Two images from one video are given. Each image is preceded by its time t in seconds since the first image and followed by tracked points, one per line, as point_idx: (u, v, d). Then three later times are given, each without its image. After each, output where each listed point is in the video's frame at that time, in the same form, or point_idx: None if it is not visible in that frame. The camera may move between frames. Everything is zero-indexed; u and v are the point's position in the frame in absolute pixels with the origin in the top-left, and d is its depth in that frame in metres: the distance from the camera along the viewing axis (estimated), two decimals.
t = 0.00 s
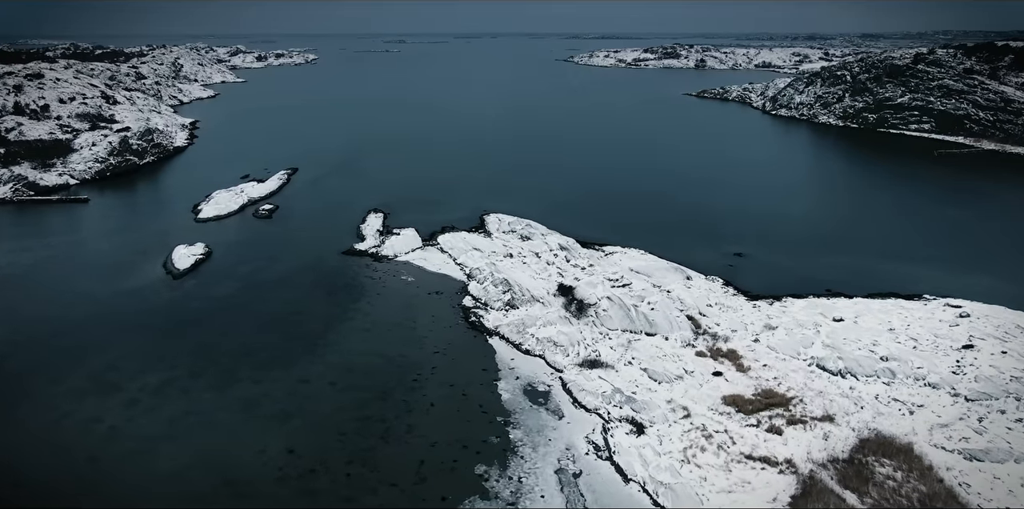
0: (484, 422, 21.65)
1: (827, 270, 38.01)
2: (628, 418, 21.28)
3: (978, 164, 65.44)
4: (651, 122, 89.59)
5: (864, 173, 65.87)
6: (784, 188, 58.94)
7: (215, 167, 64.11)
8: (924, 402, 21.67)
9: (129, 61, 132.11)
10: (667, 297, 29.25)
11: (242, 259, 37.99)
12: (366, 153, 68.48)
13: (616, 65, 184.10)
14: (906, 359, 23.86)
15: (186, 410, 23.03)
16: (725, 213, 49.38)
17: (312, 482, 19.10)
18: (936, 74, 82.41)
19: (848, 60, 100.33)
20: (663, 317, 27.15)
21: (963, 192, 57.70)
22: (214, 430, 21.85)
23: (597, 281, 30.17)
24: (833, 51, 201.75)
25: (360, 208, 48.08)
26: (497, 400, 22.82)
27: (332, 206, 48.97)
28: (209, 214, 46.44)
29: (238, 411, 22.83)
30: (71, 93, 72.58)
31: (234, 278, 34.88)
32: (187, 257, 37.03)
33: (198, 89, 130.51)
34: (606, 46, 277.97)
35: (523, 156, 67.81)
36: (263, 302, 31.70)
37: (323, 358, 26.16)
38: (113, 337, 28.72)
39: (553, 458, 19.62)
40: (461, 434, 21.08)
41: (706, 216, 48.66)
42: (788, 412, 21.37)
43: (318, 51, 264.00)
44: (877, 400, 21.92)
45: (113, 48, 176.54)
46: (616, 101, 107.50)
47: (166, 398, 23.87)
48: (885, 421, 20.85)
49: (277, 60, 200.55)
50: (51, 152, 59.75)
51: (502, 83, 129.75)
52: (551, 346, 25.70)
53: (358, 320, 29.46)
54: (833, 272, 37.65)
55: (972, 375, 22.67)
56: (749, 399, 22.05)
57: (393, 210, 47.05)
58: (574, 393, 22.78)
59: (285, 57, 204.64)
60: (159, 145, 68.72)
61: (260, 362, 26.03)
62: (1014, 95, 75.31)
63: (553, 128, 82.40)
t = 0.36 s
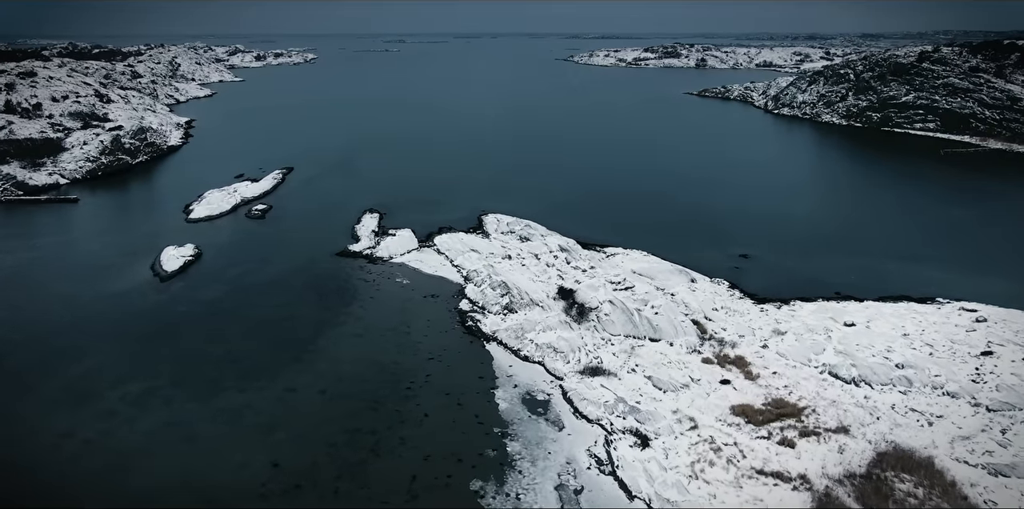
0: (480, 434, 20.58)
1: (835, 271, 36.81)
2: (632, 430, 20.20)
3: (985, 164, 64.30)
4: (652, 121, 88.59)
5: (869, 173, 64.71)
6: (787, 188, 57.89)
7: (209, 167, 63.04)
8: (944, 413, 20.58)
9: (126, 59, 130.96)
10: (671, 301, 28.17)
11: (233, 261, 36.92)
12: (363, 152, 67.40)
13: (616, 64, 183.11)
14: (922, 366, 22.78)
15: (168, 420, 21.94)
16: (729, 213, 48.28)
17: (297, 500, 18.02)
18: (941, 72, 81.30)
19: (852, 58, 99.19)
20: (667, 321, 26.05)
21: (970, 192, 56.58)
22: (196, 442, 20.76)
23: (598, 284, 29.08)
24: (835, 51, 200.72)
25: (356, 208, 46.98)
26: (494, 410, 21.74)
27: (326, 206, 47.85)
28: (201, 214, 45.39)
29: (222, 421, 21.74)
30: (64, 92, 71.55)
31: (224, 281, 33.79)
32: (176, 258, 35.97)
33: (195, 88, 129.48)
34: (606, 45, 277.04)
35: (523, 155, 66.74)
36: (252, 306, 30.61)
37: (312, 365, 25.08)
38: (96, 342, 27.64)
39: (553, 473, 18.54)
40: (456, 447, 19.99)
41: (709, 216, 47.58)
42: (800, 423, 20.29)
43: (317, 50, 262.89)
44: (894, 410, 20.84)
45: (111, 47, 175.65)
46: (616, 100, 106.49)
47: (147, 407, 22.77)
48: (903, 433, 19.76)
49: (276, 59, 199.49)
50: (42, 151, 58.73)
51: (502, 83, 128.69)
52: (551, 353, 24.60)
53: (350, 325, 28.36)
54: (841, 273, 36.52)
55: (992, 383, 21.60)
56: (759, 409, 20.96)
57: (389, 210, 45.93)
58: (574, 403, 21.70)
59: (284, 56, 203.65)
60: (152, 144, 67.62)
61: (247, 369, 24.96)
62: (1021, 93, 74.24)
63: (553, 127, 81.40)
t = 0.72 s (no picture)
0: (476, 446, 19.51)
1: (844, 273, 35.67)
2: (636, 443, 19.13)
3: (992, 163, 63.20)
4: (653, 121, 87.62)
5: (875, 173, 63.62)
6: (791, 188, 56.83)
7: (204, 166, 61.98)
8: (965, 425, 19.50)
9: (122, 58, 129.99)
10: (676, 305, 27.10)
11: (223, 263, 35.87)
12: (360, 151, 66.37)
13: (617, 63, 182.18)
14: (941, 375, 21.69)
15: (149, 431, 20.90)
16: (733, 213, 47.22)
17: None
18: (947, 70, 80.12)
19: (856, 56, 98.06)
20: (672, 327, 24.97)
21: (979, 192, 55.48)
22: (178, 455, 19.73)
23: (600, 287, 28.02)
24: (837, 50, 200.02)
25: (351, 208, 45.90)
26: (491, 421, 20.66)
27: (321, 206, 46.77)
28: (192, 214, 44.32)
29: (206, 432, 20.70)
30: (57, 90, 70.56)
31: (213, 284, 32.73)
32: (164, 260, 34.92)
33: (192, 87, 128.55)
34: (607, 44, 276.10)
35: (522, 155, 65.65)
36: (241, 310, 29.54)
37: (302, 372, 24.04)
38: (78, 348, 26.59)
39: (553, 489, 17.46)
40: (450, 461, 18.94)
41: (713, 216, 46.49)
42: (814, 435, 19.21)
43: (317, 50, 262.74)
44: (912, 422, 19.76)
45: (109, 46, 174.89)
46: (617, 100, 105.55)
47: (128, 417, 21.72)
48: (923, 446, 18.67)
49: (276, 58, 198.49)
50: (32, 150, 57.77)
51: (502, 82, 127.68)
52: (551, 360, 23.54)
53: (342, 330, 27.29)
54: (850, 275, 35.41)
55: (1015, 393, 20.51)
56: (770, 421, 19.88)
57: (386, 210, 44.84)
58: (575, 413, 20.63)
59: (283, 55, 202.50)
60: (146, 143, 66.53)
61: (233, 376, 23.90)
62: None
63: (553, 127, 80.40)
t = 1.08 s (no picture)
0: (472, 460, 18.53)
1: (853, 275, 34.63)
2: (641, 456, 18.14)
3: (999, 163, 62.22)
4: (655, 121, 86.70)
5: (879, 172, 62.71)
6: (794, 188, 55.83)
7: (198, 166, 60.98)
8: (987, 437, 18.49)
9: (120, 57, 128.99)
10: (681, 309, 26.12)
11: (214, 264, 34.90)
12: (358, 151, 65.51)
13: (617, 63, 181.29)
14: (959, 384, 20.70)
15: (128, 442, 19.94)
16: (737, 213, 46.29)
17: None
18: (952, 68, 79.04)
19: (859, 54, 97.02)
20: (678, 332, 23.97)
21: (986, 191, 54.49)
22: (157, 468, 18.76)
23: (602, 290, 27.03)
24: (838, 50, 198.75)
25: (347, 208, 44.95)
26: (488, 432, 19.68)
27: (316, 206, 45.87)
28: (184, 214, 43.34)
29: (188, 444, 19.73)
30: (51, 89, 69.60)
31: (202, 287, 31.73)
32: (152, 262, 33.91)
33: (189, 86, 127.55)
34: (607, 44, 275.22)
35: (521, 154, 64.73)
36: (230, 314, 28.60)
37: (290, 380, 23.06)
38: (59, 353, 25.60)
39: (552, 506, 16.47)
40: (443, 475, 17.95)
41: (717, 216, 45.56)
42: (828, 448, 18.22)
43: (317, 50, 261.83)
44: (931, 433, 18.77)
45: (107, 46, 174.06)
46: (618, 100, 104.65)
47: (108, 427, 20.75)
48: (944, 460, 17.66)
49: (275, 58, 197.49)
50: (23, 149, 56.84)
51: (502, 81, 126.80)
52: (551, 367, 22.55)
53: (334, 334, 26.34)
54: (859, 276, 34.38)
55: None
56: (781, 432, 18.89)
57: (382, 210, 43.88)
58: (577, 424, 19.64)
59: (282, 55, 201.42)
60: (140, 142, 65.54)
61: (219, 385, 22.92)
62: None
63: (553, 127, 79.47)
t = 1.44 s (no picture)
0: (467, 475, 17.45)
1: (864, 276, 33.42)
2: (647, 472, 17.06)
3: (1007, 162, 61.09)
4: (656, 120, 85.68)
5: (885, 172, 61.62)
6: (798, 188, 54.71)
7: (191, 165, 59.91)
8: (1014, 452, 17.40)
9: (117, 56, 128.00)
10: (686, 314, 25.04)
11: (203, 266, 33.85)
12: (354, 151, 64.44)
13: (617, 63, 180.13)
14: (982, 394, 19.62)
15: (104, 454, 18.87)
16: (741, 213, 45.24)
17: None
18: (957, 67, 77.93)
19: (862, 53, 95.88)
20: (684, 338, 22.87)
21: (995, 191, 53.36)
22: (133, 483, 17.68)
23: (604, 294, 25.93)
24: (840, 50, 197.45)
25: (341, 209, 43.89)
26: (484, 445, 18.59)
27: (310, 206, 44.79)
28: (175, 215, 42.25)
29: (167, 457, 18.65)
30: (43, 87, 68.53)
31: (189, 290, 30.67)
32: (138, 264, 32.84)
33: (187, 85, 126.48)
34: (608, 44, 273.97)
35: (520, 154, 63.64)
36: (217, 318, 27.54)
37: (277, 389, 22.00)
38: (37, 360, 24.53)
39: None
40: (436, 492, 16.87)
41: (721, 217, 44.49)
42: (846, 463, 17.12)
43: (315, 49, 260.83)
44: (954, 447, 17.68)
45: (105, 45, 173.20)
46: (618, 99, 103.63)
47: (85, 439, 19.69)
48: (970, 477, 16.55)
49: (273, 58, 196.42)
50: (12, 148, 55.77)
51: (501, 80, 125.72)
52: (551, 375, 21.46)
53: (325, 340, 25.28)
54: (869, 277, 33.24)
55: None
56: (795, 446, 17.79)
57: (378, 211, 42.76)
58: (578, 437, 18.55)
59: (281, 54, 200.21)
60: (133, 141, 64.47)
61: (202, 394, 21.87)
62: None
63: (553, 126, 78.45)
